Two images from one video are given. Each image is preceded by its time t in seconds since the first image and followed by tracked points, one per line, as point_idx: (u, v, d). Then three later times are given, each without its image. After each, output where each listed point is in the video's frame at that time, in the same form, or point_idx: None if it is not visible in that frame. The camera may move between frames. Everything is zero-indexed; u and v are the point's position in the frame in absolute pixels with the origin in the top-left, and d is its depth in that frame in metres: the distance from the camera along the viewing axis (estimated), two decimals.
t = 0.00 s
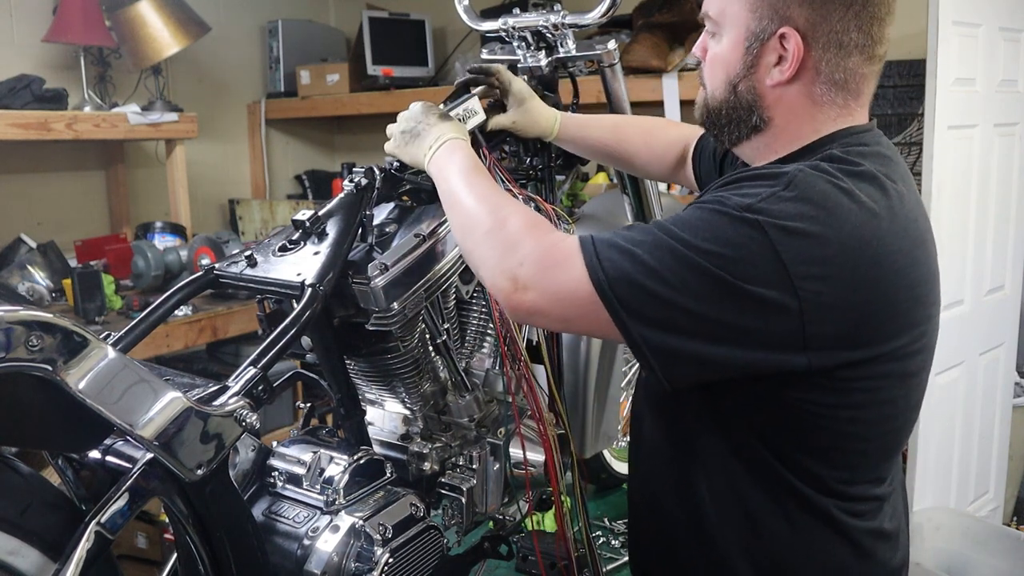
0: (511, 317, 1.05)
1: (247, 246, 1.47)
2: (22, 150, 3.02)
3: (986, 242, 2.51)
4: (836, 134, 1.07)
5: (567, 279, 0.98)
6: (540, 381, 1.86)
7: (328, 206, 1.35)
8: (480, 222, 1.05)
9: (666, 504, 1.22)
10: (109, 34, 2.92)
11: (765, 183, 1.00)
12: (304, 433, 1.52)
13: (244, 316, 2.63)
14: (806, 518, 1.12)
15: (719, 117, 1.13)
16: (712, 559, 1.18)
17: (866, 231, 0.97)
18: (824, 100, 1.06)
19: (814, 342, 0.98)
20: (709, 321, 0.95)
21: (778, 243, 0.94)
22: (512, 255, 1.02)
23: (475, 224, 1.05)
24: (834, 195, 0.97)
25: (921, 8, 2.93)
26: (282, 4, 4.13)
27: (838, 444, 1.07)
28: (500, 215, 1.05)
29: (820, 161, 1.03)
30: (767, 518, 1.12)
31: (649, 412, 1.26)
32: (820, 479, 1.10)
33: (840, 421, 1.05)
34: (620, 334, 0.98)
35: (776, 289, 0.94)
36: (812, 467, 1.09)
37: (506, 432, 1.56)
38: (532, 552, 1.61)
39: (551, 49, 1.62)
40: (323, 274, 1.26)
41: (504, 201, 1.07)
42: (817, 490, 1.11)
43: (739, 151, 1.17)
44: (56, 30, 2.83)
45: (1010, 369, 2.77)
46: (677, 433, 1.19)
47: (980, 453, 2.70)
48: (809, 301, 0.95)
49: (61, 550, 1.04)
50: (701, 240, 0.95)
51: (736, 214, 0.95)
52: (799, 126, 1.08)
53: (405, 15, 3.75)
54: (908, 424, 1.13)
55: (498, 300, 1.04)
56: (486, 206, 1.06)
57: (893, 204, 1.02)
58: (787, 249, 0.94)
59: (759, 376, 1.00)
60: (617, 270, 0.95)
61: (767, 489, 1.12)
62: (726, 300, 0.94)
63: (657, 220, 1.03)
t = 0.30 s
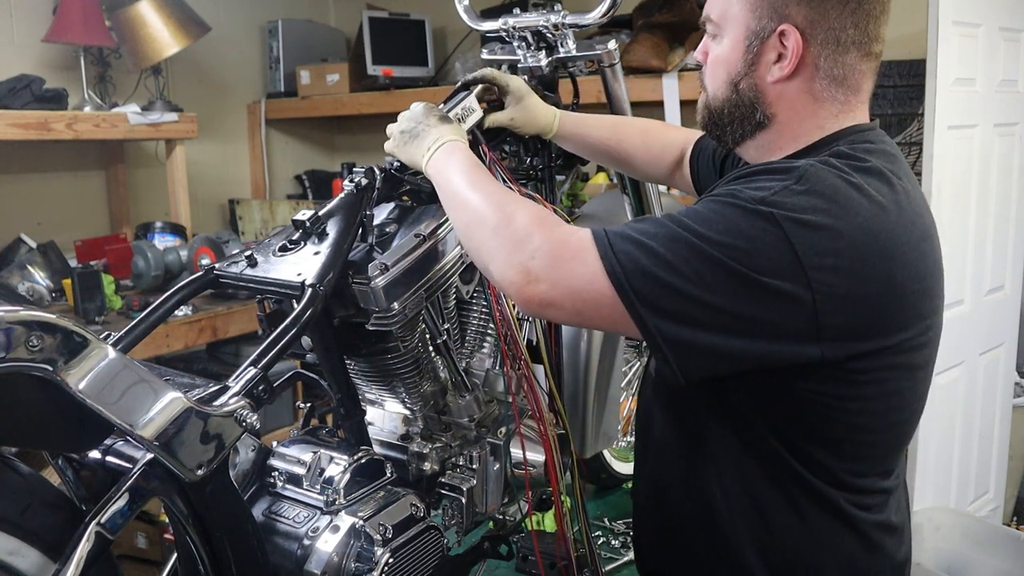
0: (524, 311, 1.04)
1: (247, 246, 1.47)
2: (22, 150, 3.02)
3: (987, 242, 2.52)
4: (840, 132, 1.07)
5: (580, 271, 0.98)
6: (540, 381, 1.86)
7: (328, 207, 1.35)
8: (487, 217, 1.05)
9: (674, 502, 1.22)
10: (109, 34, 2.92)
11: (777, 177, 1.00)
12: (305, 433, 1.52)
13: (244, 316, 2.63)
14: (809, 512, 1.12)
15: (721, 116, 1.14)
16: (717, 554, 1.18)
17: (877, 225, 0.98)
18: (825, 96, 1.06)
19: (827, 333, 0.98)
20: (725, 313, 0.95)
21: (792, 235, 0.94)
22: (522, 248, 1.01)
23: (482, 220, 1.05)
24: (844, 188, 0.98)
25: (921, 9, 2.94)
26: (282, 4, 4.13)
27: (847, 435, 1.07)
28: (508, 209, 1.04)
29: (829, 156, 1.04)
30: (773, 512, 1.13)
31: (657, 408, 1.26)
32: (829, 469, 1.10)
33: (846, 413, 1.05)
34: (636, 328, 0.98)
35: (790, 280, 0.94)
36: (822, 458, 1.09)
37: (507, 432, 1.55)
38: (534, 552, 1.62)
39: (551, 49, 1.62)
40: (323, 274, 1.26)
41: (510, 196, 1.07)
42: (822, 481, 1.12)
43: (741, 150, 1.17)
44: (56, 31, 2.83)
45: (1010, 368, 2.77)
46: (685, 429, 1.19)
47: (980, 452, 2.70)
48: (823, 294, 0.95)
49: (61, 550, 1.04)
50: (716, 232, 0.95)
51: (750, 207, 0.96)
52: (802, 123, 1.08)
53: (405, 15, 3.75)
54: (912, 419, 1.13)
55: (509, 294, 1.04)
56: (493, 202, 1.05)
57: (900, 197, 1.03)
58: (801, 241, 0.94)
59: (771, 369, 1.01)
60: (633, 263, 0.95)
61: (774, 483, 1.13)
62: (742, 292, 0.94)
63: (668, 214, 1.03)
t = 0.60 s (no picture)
0: (525, 307, 1.03)
1: (247, 246, 1.47)
2: (22, 150, 3.02)
3: (987, 241, 2.52)
4: (838, 131, 1.07)
5: (583, 267, 0.97)
6: (540, 381, 1.86)
7: (328, 206, 1.35)
8: (487, 214, 1.04)
9: (677, 504, 1.22)
10: (109, 34, 2.92)
11: (775, 173, 1.01)
12: (305, 433, 1.52)
13: (244, 316, 2.63)
14: (809, 508, 1.13)
15: (718, 120, 1.14)
16: (719, 552, 1.18)
17: (875, 221, 0.98)
18: (821, 96, 1.07)
19: (826, 327, 0.98)
20: (726, 308, 0.95)
21: (792, 230, 0.94)
22: (523, 244, 1.01)
23: (481, 216, 1.04)
24: (843, 184, 0.98)
25: (922, 8, 2.93)
26: (282, 4, 4.13)
27: (846, 430, 1.07)
28: (508, 206, 1.04)
29: (828, 153, 1.04)
30: (775, 508, 1.13)
31: (659, 406, 1.26)
32: (828, 464, 1.10)
33: (847, 407, 1.05)
34: (637, 324, 0.97)
35: (790, 276, 0.94)
36: (823, 454, 1.09)
37: (507, 432, 1.55)
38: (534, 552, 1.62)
39: (551, 49, 1.62)
40: (323, 274, 1.26)
41: (510, 193, 1.06)
42: (822, 476, 1.12)
43: (741, 152, 1.18)
44: (56, 31, 2.83)
45: (1010, 368, 2.77)
46: (686, 427, 1.19)
47: (980, 452, 2.70)
48: (822, 289, 0.95)
49: (62, 550, 1.04)
50: (716, 227, 0.95)
51: (750, 202, 0.96)
52: (799, 123, 1.09)
53: (405, 15, 3.75)
54: (911, 414, 1.13)
55: (511, 291, 1.03)
56: (492, 199, 1.05)
57: (897, 193, 1.04)
58: (801, 236, 0.94)
59: (771, 364, 1.00)
60: (634, 259, 0.95)
61: (775, 479, 1.13)
62: (743, 287, 0.94)
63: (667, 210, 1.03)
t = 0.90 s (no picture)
0: (518, 313, 1.04)
1: (248, 246, 1.47)
2: (22, 150, 3.03)
3: (987, 241, 2.51)
4: (832, 132, 1.08)
5: (577, 274, 0.97)
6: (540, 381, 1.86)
7: (328, 206, 1.35)
8: (485, 219, 1.04)
9: (676, 505, 1.22)
10: (109, 34, 2.92)
11: (768, 175, 1.01)
12: (304, 433, 1.52)
13: (244, 316, 2.63)
14: (802, 510, 1.12)
15: (714, 125, 1.14)
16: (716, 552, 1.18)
17: (868, 222, 0.99)
18: (815, 98, 1.07)
19: (818, 329, 0.98)
20: (720, 311, 0.95)
21: (785, 232, 0.94)
22: (519, 250, 1.00)
23: (480, 221, 1.04)
24: (836, 186, 0.98)
25: (922, 8, 2.93)
26: (282, 4, 4.13)
27: (837, 431, 1.07)
28: (505, 211, 1.04)
29: (821, 154, 1.04)
30: (767, 510, 1.13)
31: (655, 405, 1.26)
32: (820, 464, 1.10)
33: (840, 408, 1.05)
34: (633, 329, 0.97)
35: (783, 277, 0.94)
36: (814, 453, 1.09)
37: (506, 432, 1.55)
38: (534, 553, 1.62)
39: (551, 49, 1.62)
40: (323, 274, 1.26)
41: (507, 199, 1.06)
42: (814, 476, 1.12)
43: (737, 154, 1.18)
44: (56, 30, 2.83)
45: (1010, 368, 2.77)
46: (681, 428, 1.19)
47: (980, 452, 2.70)
48: (815, 291, 0.95)
49: (62, 550, 1.04)
50: (709, 230, 0.95)
51: (743, 205, 0.96)
52: (794, 126, 1.09)
53: (405, 15, 3.75)
54: (904, 414, 1.13)
55: (505, 297, 1.03)
56: (490, 206, 1.05)
57: (889, 194, 1.04)
58: (794, 238, 0.94)
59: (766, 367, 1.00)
60: (628, 263, 0.95)
61: (771, 479, 1.13)
62: (736, 290, 0.94)
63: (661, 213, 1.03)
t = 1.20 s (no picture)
0: (512, 328, 1.05)
1: (248, 246, 1.47)
2: (22, 150, 3.03)
3: (986, 242, 2.52)
4: (826, 137, 1.09)
5: (568, 293, 0.98)
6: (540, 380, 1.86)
7: (328, 206, 1.35)
8: (483, 234, 1.05)
9: (675, 507, 1.22)
10: (109, 34, 2.92)
11: (753, 185, 1.01)
12: (304, 433, 1.52)
13: (244, 316, 2.63)
14: (794, 513, 1.12)
15: (709, 127, 1.14)
16: (713, 554, 1.18)
17: (853, 230, 0.98)
18: (811, 103, 1.08)
19: (806, 339, 0.98)
20: (705, 325, 0.95)
21: (769, 244, 0.94)
22: (512, 267, 1.01)
23: (480, 234, 1.05)
24: (821, 197, 0.98)
25: (922, 8, 2.93)
26: (282, 4, 4.13)
27: (824, 435, 1.07)
28: (502, 226, 1.04)
29: (807, 162, 1.05)
30: (758, 516, 1.14)
31: (652, 406, 1.27)
32: (810, 468, 1.10)
33: (832, 411, 1.05)
34: (622, 344, 0.98)
35: (769, 289, 0.94)
36: (807, 456, 1.09)
37: (506, 432, 1.55)
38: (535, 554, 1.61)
39: (551, 49, 1.62)
40: (323, 273, 1.26)
41: (507, 212, 1.07)
42: (803, 480, 1.12)
43: (732, 155, 1.19)
44: (56, 31, 2.83)
45: (1010, 368, 2.77)
46: (676, 436, 1.19)
47: (980, 452, 2.70)
48: (801, 302, 0.95)
49: (62, 550, 1.04)
50: (694, 244, 0.95)
51: (727, 218, 0.96)
52: (790, 130, 1.10)
53: (405, 15, 3.75)
54: (895, 416, 1.13)
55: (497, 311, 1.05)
56: (490, 219, 1.05)
57: (878, 200, 1.04)
58: (778, 249, 0.94)
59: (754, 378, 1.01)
60: (615, 279, 0.96)
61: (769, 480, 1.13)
62: (721, 304, 0.95)
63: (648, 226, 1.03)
